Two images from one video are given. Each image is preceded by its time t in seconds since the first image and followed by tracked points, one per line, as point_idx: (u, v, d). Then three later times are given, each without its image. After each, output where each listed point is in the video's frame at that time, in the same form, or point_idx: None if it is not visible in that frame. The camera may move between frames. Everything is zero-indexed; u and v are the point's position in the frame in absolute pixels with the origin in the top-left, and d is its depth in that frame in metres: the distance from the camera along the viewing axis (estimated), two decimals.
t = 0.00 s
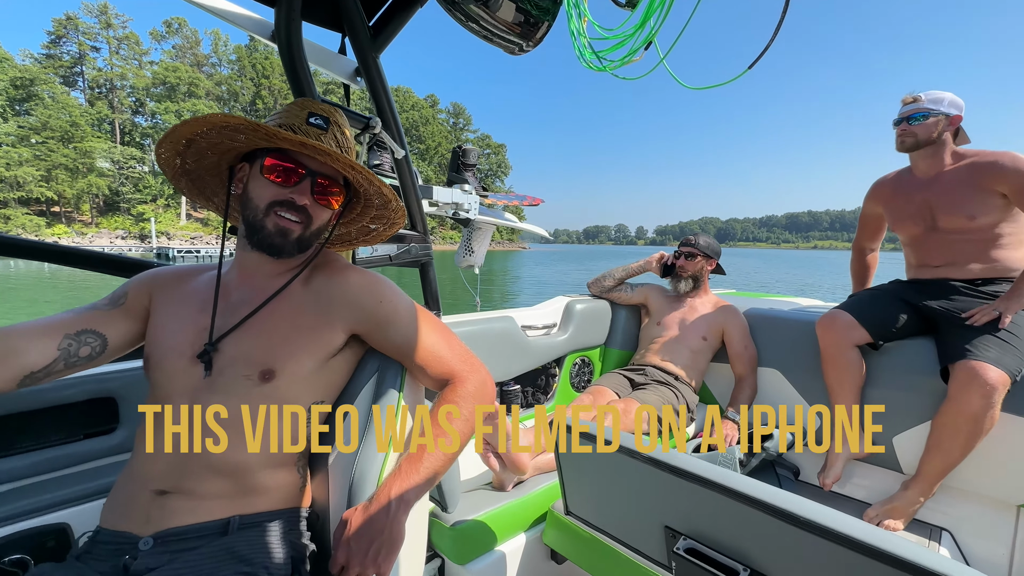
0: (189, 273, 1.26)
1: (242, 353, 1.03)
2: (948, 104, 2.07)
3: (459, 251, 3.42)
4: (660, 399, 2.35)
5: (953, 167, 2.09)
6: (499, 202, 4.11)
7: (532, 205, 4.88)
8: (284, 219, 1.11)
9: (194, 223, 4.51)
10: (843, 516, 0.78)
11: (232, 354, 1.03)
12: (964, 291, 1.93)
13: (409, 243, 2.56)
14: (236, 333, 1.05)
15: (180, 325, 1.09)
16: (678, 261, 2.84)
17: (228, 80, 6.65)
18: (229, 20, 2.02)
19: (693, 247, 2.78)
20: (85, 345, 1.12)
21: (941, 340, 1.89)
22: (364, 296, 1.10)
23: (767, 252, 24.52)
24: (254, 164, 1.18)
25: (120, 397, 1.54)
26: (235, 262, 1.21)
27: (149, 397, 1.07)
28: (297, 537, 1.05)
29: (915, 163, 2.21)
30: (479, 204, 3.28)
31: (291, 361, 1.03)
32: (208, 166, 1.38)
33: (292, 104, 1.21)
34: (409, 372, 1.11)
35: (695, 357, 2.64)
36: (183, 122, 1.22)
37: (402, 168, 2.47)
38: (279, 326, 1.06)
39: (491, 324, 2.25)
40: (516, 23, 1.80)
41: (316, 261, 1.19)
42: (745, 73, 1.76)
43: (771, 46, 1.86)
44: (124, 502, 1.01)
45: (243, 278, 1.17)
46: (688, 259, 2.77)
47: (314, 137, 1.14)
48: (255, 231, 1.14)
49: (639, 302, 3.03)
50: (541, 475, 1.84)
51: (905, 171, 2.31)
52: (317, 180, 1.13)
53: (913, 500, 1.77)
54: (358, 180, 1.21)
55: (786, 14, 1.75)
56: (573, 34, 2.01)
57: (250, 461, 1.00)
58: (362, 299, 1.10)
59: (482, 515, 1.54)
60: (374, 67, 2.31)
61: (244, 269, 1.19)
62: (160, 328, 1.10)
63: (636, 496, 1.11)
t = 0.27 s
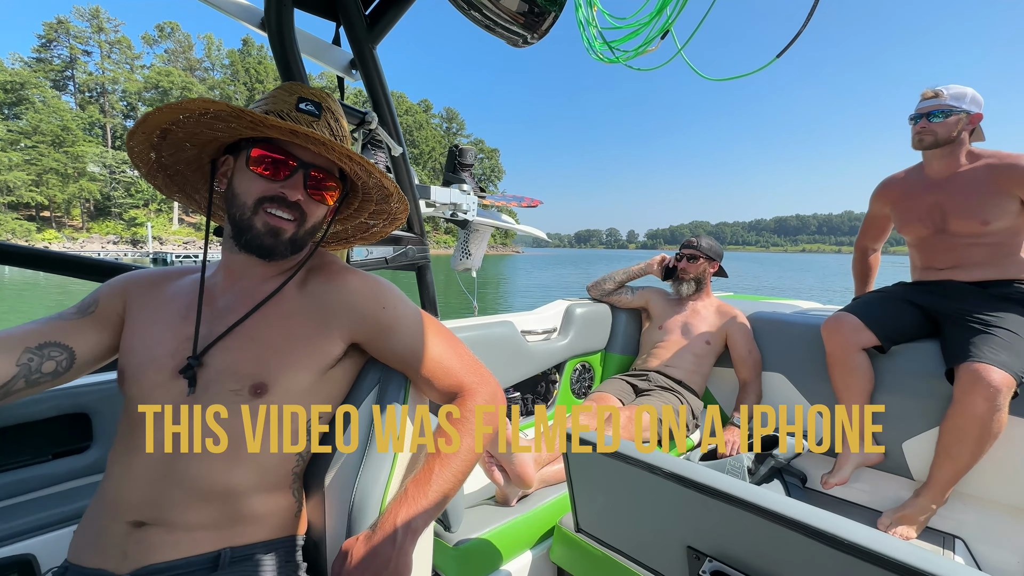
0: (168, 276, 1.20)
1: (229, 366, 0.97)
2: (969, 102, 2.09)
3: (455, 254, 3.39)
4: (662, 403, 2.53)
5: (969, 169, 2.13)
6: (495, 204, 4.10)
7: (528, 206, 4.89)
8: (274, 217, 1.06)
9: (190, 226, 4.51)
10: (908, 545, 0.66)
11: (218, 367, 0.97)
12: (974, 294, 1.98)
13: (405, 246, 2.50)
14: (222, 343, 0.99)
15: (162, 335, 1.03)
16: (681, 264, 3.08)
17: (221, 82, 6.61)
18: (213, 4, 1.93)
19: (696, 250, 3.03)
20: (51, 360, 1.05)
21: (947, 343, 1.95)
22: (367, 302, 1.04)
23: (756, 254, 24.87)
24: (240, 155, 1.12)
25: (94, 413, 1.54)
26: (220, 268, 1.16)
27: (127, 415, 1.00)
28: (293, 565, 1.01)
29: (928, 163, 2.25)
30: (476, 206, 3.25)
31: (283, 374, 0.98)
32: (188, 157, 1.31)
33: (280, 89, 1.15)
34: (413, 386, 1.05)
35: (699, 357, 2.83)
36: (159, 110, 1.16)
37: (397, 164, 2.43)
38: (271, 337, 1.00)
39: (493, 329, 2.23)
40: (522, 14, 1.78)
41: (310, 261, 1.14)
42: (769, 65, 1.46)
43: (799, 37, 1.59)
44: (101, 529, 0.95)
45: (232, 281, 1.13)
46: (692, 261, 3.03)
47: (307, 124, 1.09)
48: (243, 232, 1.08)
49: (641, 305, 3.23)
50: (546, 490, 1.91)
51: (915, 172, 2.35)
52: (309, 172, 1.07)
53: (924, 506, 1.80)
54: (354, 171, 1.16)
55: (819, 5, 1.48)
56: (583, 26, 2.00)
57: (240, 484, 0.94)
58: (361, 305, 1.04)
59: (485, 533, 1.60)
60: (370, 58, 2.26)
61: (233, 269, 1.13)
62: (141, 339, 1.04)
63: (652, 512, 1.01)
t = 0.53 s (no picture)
0: (164, 273, 1.18)
1: (230, 368, 0.95)
2: (987, 102, 2.16)
3: (452, 255, 3.41)
4: (662, 405, 2.53)
5: (978, 170, 2.20)
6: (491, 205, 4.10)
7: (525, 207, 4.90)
8: (276, 215, 1.04)
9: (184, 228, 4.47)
10: (943, 551, 0.62)
11: (218, 369, 0.95)
12: (969, 293, 2.05)
13: (404, 246, 2.48)
14: (224, 345, 0.97)
15: (159, 336, 1.01)
16: (679, 265, 3.11)
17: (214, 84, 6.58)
18: None
19: (693, 251, 3.06)
20: (42, 366, 1.03)
21: (942, 341, 2.04)
22: (374, 302, 1.02)
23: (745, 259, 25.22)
24: (239, 151, 1.09)
25: (85, 420, 1.50)
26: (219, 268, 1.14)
27: (122, 420, 0.97)
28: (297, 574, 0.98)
29: (940, 160, 2.31)
30: (474, 206, 3.24)
31: (287, 376, 0.95)
32: (184, 152, 1.28)
33: (279, 80, 1.12)
34: (421, 389, 1.04)
35: (697, 358, 2.85)
36: (152, 106, 1.13)
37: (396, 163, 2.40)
38: (274, 338, 0.98)
39: (491, 331, 2.30)
40: (524, 10, 1.79)
41: (314, 259, 1.13)
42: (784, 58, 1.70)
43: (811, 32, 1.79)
44: (96, 539, 0.92)
45: (233, 280, 1.11)
46: (689, 262, 3.07)
47: (308, 118, 1.06)
48: (244, 231, 1.06)
49: (638, 307, 3.26)
50: (547, 493, 1.92)
51: (921, 171, 2.41)
52: (312, 168, 1.05)
53: (921, 503, 1.88)
54: (358, 166, 1.13)
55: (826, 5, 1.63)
56: (588, 23, 2.02)
57: (242, 491, 0.91)
58: (368, 305, 1.02)
59: (489, 539, 1.60)
60: (370, 55, 2.24)
61: (233, 268, 1.12)
62: (137, 341, 1.01)
63: (662, 514, 0.96)
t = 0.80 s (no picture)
0: (159, 276, 1.17)
1: (217, 370, 0.93)
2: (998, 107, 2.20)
3: (445, 258, 3.40)
4: (656, 407, 2.53)
5: (982, 172, 2.23)
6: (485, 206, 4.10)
7: (518, 209, 4.91)
8: (261, 216, 1.02)
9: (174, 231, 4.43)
10: (938, 550, 0.63)
11: (205, 371, 0.93)
12: (956, 296, 2.10)
13: (398, 247, 2.48)
14: (212, 347, 0.95)
15: (145, 337, 1.00)
16: (671, 266, 3.11)
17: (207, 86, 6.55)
18: None
19: (687, 252, 3.08)
20: (37, 381, 1.02)
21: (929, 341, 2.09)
22: (367, 303, 1.01)
23: (738, 263, 25.51)
24: (219, 150, 1.08)
25: (70, 426, 1.47)
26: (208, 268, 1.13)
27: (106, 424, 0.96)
28: None
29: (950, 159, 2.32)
30: (468, 208, 3.23)
31: (276, 378, 0.94)
32: (166, 152, 1.26)
33: (262, 76, 1.10)
34: (415, 391, 1.02)
35: (690, 360, 2.86)
36: (128, 107, 1.11)
37: (390, 163, 2.39)
38: (264, 340, 0.96)
39: (485, 333, 2.30)
40: (519, 11, 1.79)
41: (302, 259, 1.11)
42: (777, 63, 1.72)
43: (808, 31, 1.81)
44: (79, 546, 0.90)
45: (220, 280, 1.09)
46: (681, 264, 3.07)
47: (291, 115, 1.05)
48: (229, 233, 1.05)
49: (631, 308, 3.27)
50: (542, 496, 1.91)
51: (925, 172, 2.44)
52: (295, 167, 1.04)
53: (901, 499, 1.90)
54: (344, 164, 1.12)
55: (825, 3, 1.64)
56: (582, 24, 2.02)
57: (229, 497, 0.90)
58: (362, 306, 1.01)
59: (483, 543, 1.59)
60: (363, 54, 2.23)
61: (221, 267, 1.10)
62: (123, 344, 1.00)
63: (659, 516, 0.96)
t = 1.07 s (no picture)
0: (161, 280, 1.19)
1: (209, 367, 0.93)
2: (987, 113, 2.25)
3: (439, 259, 3.39)
4: (649, 407, 2.55)
5: (972, 176, 2.27)
6: (480, 208, 4.11)
7: (513, 211, 4.93)
8: (236, 209, 1.01)
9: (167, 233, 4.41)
10: (927, 545, 0.64)
11: (197, 368, 0.93)
12: (942, 297, 2.14)
13: (392, 248, 2.47)
14: (204, 346, 0.95)
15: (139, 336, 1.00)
16: (665, 267, 3.13)
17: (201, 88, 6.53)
18: None
19: (681, 253, 3.11)
20: (60, 398, 1.04)
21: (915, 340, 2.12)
22: (362, 301, 1.01)
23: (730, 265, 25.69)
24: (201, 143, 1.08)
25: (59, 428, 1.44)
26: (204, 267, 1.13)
27: (99, 422, 0.96)
28: None
29: (939, 163, 2.37)
30: (463, 209, 3.23)
31: (269, 375, 0.93)
32: (163, 152, 1.30)
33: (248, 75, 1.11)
34: (410, 390, 1.03)
35: (683, 361, 2.88)
36: (124, 107, 1.16)
37: (385, 164, 2.37)
38: (257, 338, 0.96)
39: (480, 334, 2.30)
40: (514, 13, 1.80)
41: (283, 254, 1.08)
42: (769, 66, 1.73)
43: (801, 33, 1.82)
44: (70, 545, 0.90)
45: (214, 279, 1.09)
46: (676, 264, 3.10)
47: (265, 107, 1.03)
48: (209, 227, 1.05)
49: (624, 309, 3.29)
50: (536, 496, 1.91)
51: (915, 176, 2.48)
52: (269, 159, 1.02)
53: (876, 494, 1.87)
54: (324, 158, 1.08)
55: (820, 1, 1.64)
56: (578, 27, 2.03)
57: (220, 496, 0.89)
58: (357, 305, 1.00)
59: (478, 543, 1.59)
60: (359, 55, 2.22)
61: (215, 265, 1.10)
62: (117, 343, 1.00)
63: (654, 516, 0.96)
